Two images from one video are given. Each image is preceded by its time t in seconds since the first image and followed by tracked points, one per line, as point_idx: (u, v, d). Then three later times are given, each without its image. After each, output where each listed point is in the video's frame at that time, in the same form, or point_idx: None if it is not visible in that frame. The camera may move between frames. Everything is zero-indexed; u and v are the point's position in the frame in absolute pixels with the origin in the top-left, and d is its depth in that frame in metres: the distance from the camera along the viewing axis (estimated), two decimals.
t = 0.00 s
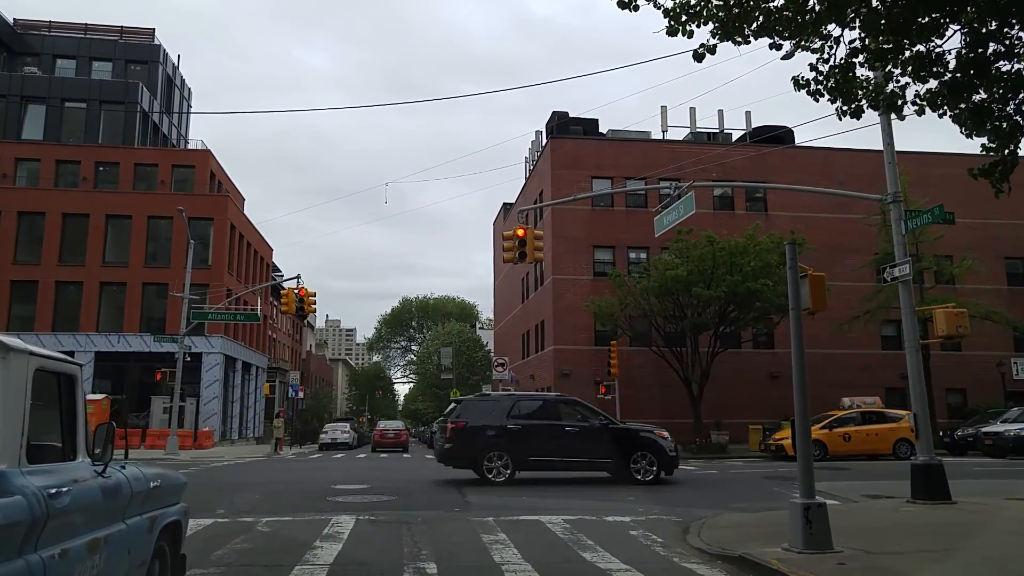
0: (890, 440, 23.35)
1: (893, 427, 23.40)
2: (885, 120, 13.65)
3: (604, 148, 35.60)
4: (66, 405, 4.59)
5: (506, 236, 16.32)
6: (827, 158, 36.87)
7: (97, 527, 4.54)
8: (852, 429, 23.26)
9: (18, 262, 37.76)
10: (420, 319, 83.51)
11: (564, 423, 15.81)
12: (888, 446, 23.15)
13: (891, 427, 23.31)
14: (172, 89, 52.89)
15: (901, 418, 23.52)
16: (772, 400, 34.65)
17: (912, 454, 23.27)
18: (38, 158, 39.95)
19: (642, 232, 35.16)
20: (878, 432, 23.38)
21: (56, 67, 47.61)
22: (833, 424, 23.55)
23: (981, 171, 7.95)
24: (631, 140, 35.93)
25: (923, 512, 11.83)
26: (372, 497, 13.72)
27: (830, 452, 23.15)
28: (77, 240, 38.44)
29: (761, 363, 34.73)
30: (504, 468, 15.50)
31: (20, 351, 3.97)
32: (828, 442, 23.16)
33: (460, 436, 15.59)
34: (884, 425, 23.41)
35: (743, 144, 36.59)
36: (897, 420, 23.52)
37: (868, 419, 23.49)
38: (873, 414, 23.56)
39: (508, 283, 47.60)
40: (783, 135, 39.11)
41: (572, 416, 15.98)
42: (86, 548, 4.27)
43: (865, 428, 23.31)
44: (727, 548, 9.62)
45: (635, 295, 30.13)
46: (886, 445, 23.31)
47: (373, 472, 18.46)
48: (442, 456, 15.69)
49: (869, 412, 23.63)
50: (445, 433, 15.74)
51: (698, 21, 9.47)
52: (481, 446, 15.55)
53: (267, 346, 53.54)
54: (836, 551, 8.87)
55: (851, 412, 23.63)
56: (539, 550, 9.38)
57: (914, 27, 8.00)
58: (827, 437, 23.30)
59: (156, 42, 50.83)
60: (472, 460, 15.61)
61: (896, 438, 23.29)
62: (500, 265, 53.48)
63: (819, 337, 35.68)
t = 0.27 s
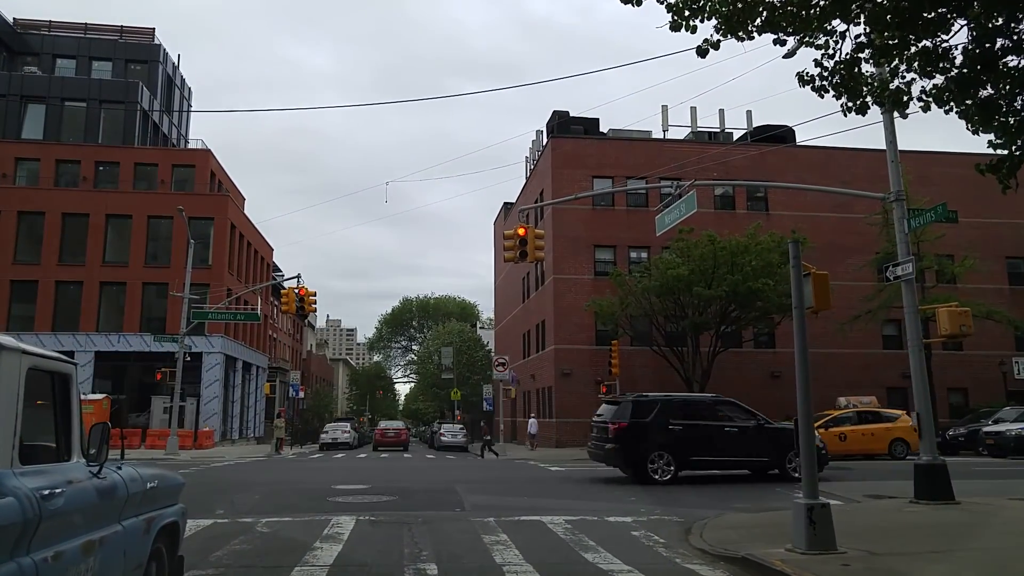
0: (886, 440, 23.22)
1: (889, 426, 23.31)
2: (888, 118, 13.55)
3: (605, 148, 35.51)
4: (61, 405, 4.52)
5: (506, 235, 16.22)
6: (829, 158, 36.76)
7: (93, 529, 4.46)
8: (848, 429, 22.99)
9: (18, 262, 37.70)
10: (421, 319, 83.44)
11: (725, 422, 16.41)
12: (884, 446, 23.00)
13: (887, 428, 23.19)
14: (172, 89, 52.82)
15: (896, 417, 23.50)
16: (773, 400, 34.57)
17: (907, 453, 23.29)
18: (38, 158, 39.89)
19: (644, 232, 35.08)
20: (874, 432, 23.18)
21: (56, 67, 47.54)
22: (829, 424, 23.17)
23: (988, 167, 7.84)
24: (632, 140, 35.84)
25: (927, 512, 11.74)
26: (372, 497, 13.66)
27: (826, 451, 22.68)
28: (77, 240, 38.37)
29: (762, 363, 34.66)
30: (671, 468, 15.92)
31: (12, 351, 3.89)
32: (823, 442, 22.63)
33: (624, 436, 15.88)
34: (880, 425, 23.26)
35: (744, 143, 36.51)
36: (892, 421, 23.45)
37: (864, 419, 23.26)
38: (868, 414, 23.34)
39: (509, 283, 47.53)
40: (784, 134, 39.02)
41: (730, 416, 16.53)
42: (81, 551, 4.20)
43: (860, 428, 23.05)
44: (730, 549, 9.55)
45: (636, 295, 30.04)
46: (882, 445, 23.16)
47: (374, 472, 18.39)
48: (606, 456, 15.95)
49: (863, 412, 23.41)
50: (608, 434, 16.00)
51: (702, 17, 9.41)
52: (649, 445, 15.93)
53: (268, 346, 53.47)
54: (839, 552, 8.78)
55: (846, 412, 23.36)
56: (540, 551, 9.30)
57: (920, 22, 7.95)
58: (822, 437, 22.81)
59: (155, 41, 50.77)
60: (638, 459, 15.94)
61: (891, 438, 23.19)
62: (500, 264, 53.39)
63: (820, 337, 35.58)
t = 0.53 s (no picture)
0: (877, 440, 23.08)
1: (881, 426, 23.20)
2: (890, 117, 13.50)
3: (605, 148, 35.44)
4: (56, 405, 4.47)
5: (506, 235, 16.14)
6: (829, 157, 36.69)
7: (89, 530, 4.41)
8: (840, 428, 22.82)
9: (18, 262, 37.65)
10: (421, 319, 83.40)
11: (876, 421, 16.89)
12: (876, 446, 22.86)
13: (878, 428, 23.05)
14: (172, 89, 52.77)
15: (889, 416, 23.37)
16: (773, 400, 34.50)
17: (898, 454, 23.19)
18: (38, 158, 39.83)
19: (644, 232, 35.02)
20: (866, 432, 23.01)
21: (56, 67, 47.47)
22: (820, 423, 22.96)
23: (993, 163, 7.82)
24: (632, 139, 35.77)
25: (930, 513, 11.68)
26: (372, 498, 13.61)
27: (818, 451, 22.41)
28: (77, 240, 38.31)
29: (763, 363, 34.59)
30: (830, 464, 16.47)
31: (7, 349, 3.83)
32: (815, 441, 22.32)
33: (782, 434, 16.34)
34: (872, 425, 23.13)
35: (744, 143, 36.45)
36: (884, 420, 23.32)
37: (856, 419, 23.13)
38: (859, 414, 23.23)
39: (509, 283, 47.48)
40: (785, 134, 38.96)
41: (880, 414, 17.05)
42: (76, 553, 4.14)
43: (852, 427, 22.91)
44: (731, 549, 9.50)
45: (636, 295, 29.97)
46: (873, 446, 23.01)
47: (374, 472, 18.34)
48: (766, 454, 16.44)
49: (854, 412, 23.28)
50: (766, 434, 16.44)
51: (704, 14, 9.36)
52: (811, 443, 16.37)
53: (268, 346, 53.42)
54: (842, 553, 8.72)
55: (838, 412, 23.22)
56: (542, 551, 9.24)
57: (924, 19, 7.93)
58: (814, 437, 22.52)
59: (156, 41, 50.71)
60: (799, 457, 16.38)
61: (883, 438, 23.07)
62: (501, 264, 53.32)
63: (821, 337, 35.51)
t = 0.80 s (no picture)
0: (862, 440, 23.09)
1: (865, 427, 23.20)
2: (891, 116, 13.47)
3: (606, 147, 35.41)
4: (54, 405, 4.44)
5: (506, 235, 16.10)
6: (830, 157, 36.65)
7: (88, 531, 4.39)
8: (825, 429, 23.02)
9: (18, 262, 37.62)
10: (421, 319, 83.38)
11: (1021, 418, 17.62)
12: (861, 447, 22.87)
13: (863, 428, 23.10)
14: (172, 88, 52.75)
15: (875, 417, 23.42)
16: (774, 400, 34.48)
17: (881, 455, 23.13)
18: (38, 158, 39.80)
19: (645, 232, 34.98)
20: (850, 432, 23.14)
21: (56, 67, 47.43)
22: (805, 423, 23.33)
23: (997, 162, 7.78)
24: (632, 139, 35.73)
25: (932, 513, 11.63)
26: (372, 498, 13.59)
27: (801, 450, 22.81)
28: (77, 240, 38.28)
29: (763, 362, 34.56)
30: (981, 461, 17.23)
31: (3, 347, 3.80)
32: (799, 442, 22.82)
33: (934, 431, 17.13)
34: (856, 426, 23.16)
35: (745, 143, 36.42)
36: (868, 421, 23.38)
37: (839, 420, 23.30)
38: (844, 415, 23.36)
39: (510, 282, 47.44)
40: (785, 134, 38.93)
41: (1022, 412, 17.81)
42: (74, 553, 4.10)
43: (837, 428, 23.05)
44: (732, 549, 9.47)
45: (637, 295, 29.93)
46: (857, 446, 23.04)
47: (375, 472, 18.31)
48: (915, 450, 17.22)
49: (840, 412, 23.48)
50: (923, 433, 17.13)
51: (706, 11, 9.35)
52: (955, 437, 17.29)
53: (268, 346, 53.39)
54: (844, 553, 8.68)
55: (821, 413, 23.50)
56: (542, 551, 9.21)
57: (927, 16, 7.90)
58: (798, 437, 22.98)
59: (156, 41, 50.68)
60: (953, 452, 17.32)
61: (867, 439, 23.09)
62: (501, 264, 53.29)
63: (822, 337, 35.47)
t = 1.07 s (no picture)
0: (841, 440, 23.01)
1: (844, 427, 23.13)
2: (892, 116, 13.46)
3: (606, 148, 35.39)
4: (54, 405, 4.42)
5: (506, 235, 16.08)
6: (831, 157, 36.60)
7: (88, 530, 4.39)
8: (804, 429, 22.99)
9: (18, 262, 37.61)
10: (422, 319, 83.36)
11: None
12: (840, 446, 22.76)
13: (842, 428, 23.03)
14: (172, 88, 52.74)
15: (853, 417, 23.33)
16: (775, 400, 34.48)
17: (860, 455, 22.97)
18: (38, 158, 39.79)
19: (645, 232, 34.96)
20: (829, 432, 23.08)
21: (56, 67, 47.43)
22: (785, 424, 23.33)
23: (999, 161, 7.76)
24: (633, 139, 35.71)
25: (932, 513, 11.61)
26: (372, 498, 13.59)
27: (780, 451, 22.77)
28: (77, 240, 38.27)
29: (764, 362, 34.55)
30: None
31: (2, 346, 3.79)
32: (777, 442, 22.79)
33: None
34: (836, 425, 23.12)
35: (745, 143, 36.41)
36: (847, 421, 23.33)
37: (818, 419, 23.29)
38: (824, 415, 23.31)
39: (510, 282, 47.45)
40: (785, 134, 38.91)
41: None
42: (73, 553, 4.09)
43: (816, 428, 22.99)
44: (733, 549, 9.46)
45: (637, 295, 29.93)
46: (836, 446, 22.95)
47: (375, 472, 18.31)
48: None
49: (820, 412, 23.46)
50: None
51: (707, 11, 9.35)
52: None
53: (268, 346, 53.39)
54: (844, 553, 8.67)
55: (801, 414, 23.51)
56: (542, 551, 9.22)
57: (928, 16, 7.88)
58: (777, 437, 22.94)
59: (156, 41, 50.67)
60: None
61: (847, 439, 23.00)
62: (501, 264, 53.27)
63: (822, 337, 35.45)
